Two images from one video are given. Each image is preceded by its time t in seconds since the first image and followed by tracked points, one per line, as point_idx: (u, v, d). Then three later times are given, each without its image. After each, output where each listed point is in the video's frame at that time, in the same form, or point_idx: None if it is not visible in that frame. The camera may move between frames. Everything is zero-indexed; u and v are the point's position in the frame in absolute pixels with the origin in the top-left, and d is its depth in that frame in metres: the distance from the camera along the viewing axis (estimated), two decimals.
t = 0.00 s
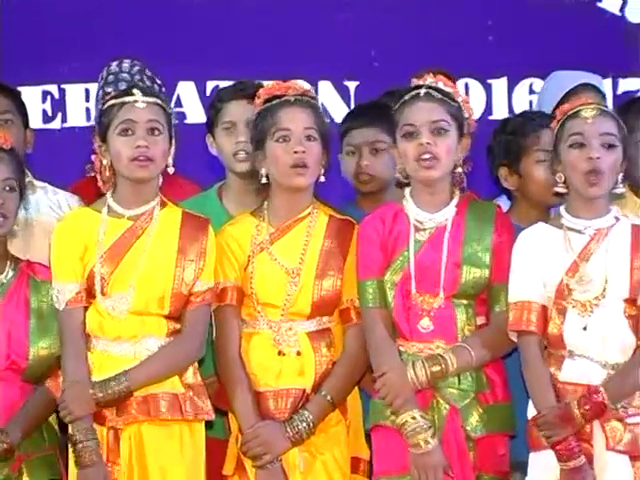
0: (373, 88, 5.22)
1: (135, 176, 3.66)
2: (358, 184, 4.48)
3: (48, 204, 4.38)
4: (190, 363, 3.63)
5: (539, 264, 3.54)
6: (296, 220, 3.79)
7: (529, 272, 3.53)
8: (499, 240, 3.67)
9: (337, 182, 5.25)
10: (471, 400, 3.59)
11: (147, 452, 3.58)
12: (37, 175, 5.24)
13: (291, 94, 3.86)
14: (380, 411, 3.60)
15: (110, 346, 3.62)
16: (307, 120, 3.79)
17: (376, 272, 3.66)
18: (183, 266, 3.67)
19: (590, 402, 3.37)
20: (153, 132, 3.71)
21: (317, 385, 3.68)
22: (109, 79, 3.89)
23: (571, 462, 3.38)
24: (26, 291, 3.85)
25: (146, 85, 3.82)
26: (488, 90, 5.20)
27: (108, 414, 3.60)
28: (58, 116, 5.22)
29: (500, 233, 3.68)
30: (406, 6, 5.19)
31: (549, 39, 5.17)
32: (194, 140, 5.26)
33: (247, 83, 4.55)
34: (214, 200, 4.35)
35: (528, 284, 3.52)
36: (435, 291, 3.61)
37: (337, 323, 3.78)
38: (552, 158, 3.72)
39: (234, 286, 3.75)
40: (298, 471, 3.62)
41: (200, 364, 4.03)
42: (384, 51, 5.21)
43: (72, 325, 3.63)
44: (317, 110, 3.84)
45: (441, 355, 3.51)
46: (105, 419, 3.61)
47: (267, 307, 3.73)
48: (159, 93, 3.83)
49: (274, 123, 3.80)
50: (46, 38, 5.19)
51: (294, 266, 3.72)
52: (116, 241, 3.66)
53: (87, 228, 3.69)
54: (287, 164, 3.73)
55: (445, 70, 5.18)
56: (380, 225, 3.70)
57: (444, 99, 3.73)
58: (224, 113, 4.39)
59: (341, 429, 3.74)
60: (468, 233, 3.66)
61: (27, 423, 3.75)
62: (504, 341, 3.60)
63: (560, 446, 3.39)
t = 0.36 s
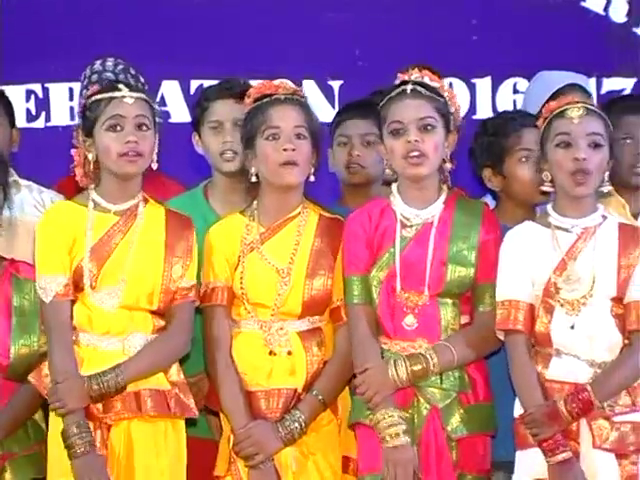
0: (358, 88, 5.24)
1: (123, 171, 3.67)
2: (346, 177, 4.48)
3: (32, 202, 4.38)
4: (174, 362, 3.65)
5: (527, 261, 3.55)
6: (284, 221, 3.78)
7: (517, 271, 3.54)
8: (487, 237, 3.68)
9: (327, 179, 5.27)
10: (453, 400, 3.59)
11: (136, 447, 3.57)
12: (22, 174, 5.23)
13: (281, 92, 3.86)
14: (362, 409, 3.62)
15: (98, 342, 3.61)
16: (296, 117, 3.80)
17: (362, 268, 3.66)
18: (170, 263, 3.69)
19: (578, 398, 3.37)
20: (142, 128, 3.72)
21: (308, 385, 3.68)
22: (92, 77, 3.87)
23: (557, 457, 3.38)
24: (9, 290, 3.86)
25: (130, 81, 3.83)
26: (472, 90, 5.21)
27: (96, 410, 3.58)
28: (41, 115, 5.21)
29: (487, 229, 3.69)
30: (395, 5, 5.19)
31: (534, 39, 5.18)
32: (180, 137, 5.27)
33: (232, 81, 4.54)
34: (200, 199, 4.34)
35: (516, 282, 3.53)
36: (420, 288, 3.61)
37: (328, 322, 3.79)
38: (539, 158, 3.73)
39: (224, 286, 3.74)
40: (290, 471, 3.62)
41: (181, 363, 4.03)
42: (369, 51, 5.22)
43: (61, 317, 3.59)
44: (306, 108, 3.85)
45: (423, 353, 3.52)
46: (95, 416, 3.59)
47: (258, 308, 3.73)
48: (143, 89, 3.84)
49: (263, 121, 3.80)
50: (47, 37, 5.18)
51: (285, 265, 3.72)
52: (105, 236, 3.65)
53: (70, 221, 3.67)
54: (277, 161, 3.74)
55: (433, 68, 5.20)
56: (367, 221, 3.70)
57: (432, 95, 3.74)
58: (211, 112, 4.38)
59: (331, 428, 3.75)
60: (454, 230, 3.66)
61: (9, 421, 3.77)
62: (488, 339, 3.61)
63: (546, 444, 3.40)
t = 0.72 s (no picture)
0: (343, 88, 5.22)
1: (110, 169, 3.67)
2: (332, 178, 4.46)
3: (15, 202, 4.27)
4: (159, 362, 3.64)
5: (514, 259, 3.52)
6: (267, 218, 3.78)
7: (503, 268, 3.51)
8: (475, 234, 3.69)
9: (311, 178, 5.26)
10: (437, 400, 3.58)
11: (128, 446, 3.57)
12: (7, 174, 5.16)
13: (263, 89, 3.86)
14: (346, 406, 3.60)
15: (88, 341, 3.59)
16: (278, 114, 3.79)
17: (350, 266, 3.64)
18: (156, 265, 3.70)
19: (573, 396, 3.36)
20: (128, 126, 3.72)
21: (290, 384, 3.67)
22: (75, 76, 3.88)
23: (546, 458, 3.35)
24: None
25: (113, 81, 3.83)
26: (456, 89, 5.19)
27: (87, 412, 3.55)
28: (24, 114, 5.16)
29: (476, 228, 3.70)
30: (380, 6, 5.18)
31: (518, 40, 5.19)
32: (162, 135, 5.23)
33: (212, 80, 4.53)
34: (183, 199, 4.33)
35: (504, 280, 3.49)
36: (408, 290, 3.61)
37: (311, 322, 3.78)
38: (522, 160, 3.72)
39: (206, 285, 3.74)
40: (271, 469, 3.64)
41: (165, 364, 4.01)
42: (352, 51, 5.20)
43: (49, 315, 3.57)
44: (288, 106, 3.85)
45: (411, 347, 3.52)
46: (87, 417, 3.55)
47: (241, 306, 3.72)
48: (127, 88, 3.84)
49: (245, 118, 3.80)
50: (45, 37, 5.15)
51: (267, 263, 3.72)
52: (92, 235, 3.64)
53: (55, 220, 3.64)
54: (256, 156, 3.73)
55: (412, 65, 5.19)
56: (356, 219, 3.69)
57: (422, 93, 3.75)
58: (191, 112, 4.38)
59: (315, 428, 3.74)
60: (443, 231, 3.66)
61: None
62: (474, 339, 3.61)
63: (536, 443, 3.37)
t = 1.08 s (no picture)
0: (324, 88, 5.25)
1: (89, 167, 3.66)
2: (315, 177, 4.44)
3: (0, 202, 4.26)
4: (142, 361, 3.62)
5: (497, 257, 3.51)
6: (246, 214, 3.77)
7: (485, 266, 3.50)
8: (458, 231, 3.68)
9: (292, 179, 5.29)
10: (419, 396, 3.58)
11: (100, 446, 3.56)
12: None
13: (239, 90, 3.85)
14: (329, 407, 3.59)
15: (66, 339, 3.59)
16: (254, 114, 3.79)
17: (335, 261, 3.64)
18: (139, 258, 3.67)
19: (555, 396, 3.35)
20: (107, 124, 3.71)
21: (266, 385, 3.67)
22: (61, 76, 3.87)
23: (527, 455, 3.35)
24: None
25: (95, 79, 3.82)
26: (440, 88, 5.23)
27: (61, 409, 3.56)
28: (8, 114, 5.18)
29: (459, 226, 3.69)
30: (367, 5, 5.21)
31: (501, 40, 5.22)
32: (143, 136, 5.25)
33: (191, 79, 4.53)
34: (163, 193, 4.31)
35: (485, 276, 3.48)
36: (390, 283, 3.60)
37: (290, 321, 3.77)
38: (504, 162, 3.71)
39: (185, 283, 3.73)
40: (246, 470, 3.61)
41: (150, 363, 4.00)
42: (337, 52, 5.24)
43: (29, 313, 3.57)
44: (265, 106, 3.84)
45: (391, 346, 3.51)
46: (60, 416, 3.57)
47: (218, 306, 3.71)
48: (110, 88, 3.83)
49: (221, 118, 3.79)
50: (44, 35, 5.18)
51: (245, 262, 3.70)
52: (74, 232, 3.64)
53: (37, 218, 3.65)
54: (233, 156, 3.73)
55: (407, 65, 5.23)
56: (339, 214, 3.70)
57: (411, 97, 3.73)
58: (168, 110, 4.37)
59: (291, 428, 3.72)
60: (425, 223, 3.66)
61: None
62: (456, 336, 3.59)
63: (517, 441, 3.36)
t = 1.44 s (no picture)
0: (310, 88, 5.25)
1: (69, 175, 3.65)
2: (299, 185, 4.42)
3: None
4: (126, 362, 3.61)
5: (478, 263, 3.53)
6: (222, 218, 3.76)
7: (468, 272, 3.52)
8: (442, 238, 3.65)
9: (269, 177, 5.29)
10: (403, 399, 3.56)
11: (79, 447, 3.56)
12: None
13: (219, 92, 3.84)
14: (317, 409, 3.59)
15: (46, 343, 3.60)
16: (232, 116, 3.78)
17: (316, 270, 3.65)
18: (119, 263, 3.66)
19: (521, 403, 3.36)
20: (88, 132, 3.69)
21: (239, 386, 3.66)
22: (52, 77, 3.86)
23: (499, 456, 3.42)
24: None
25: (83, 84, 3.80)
26: (425, 88, 5.24)
27: (41, 410, 3.58)
28: None
29: (445, 225, 3.68)
30: (354, 5, 5.23)
31: (487, 42, 5.24)
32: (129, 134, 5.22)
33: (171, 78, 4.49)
34: (146, 196, 4.30)
35: (468, 283, 3.51)
36: (375, 287, 3.60)
37: (266, 322, 3.74)
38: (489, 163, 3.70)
39: (161, 285, 3.72)
40: (219, 470, 3.62)
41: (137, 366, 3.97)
42: (322, 52, 5.25)
43: (10, 320, 3.60)
44: (245, 108, 3.84)
45: (377, 349, 3.51)
46: (39, 416, 3.59)
47: (192, 308, 3.71)
48: (98, 93, 3.81)
49: (198, 120, 3.79)
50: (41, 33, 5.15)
51: (218, 264, 3.70)
52: (55, 238, 3.64)
53: (18, 227, 3.66)
54: (207, 158, 3.74)
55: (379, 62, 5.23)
56: (320, 222, 3.69)
57: (395, 97, 3.73)
58: (149, 114, 4.35)
59: (266, 428, 3.71)
60: (408, 227, 3.65)
61: None
62: (440, 337, 3.58)
63: (492, 444, 3.42)
